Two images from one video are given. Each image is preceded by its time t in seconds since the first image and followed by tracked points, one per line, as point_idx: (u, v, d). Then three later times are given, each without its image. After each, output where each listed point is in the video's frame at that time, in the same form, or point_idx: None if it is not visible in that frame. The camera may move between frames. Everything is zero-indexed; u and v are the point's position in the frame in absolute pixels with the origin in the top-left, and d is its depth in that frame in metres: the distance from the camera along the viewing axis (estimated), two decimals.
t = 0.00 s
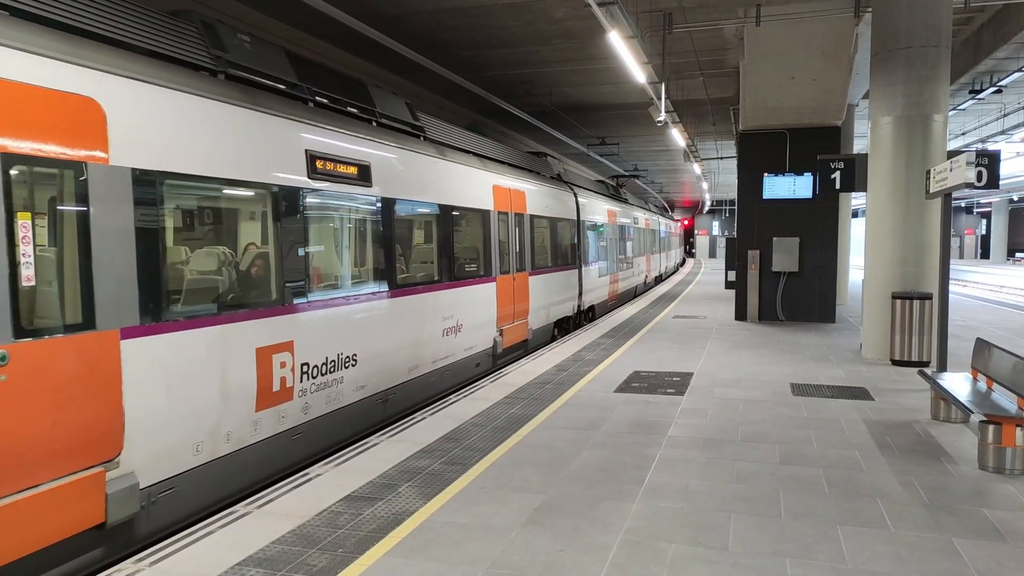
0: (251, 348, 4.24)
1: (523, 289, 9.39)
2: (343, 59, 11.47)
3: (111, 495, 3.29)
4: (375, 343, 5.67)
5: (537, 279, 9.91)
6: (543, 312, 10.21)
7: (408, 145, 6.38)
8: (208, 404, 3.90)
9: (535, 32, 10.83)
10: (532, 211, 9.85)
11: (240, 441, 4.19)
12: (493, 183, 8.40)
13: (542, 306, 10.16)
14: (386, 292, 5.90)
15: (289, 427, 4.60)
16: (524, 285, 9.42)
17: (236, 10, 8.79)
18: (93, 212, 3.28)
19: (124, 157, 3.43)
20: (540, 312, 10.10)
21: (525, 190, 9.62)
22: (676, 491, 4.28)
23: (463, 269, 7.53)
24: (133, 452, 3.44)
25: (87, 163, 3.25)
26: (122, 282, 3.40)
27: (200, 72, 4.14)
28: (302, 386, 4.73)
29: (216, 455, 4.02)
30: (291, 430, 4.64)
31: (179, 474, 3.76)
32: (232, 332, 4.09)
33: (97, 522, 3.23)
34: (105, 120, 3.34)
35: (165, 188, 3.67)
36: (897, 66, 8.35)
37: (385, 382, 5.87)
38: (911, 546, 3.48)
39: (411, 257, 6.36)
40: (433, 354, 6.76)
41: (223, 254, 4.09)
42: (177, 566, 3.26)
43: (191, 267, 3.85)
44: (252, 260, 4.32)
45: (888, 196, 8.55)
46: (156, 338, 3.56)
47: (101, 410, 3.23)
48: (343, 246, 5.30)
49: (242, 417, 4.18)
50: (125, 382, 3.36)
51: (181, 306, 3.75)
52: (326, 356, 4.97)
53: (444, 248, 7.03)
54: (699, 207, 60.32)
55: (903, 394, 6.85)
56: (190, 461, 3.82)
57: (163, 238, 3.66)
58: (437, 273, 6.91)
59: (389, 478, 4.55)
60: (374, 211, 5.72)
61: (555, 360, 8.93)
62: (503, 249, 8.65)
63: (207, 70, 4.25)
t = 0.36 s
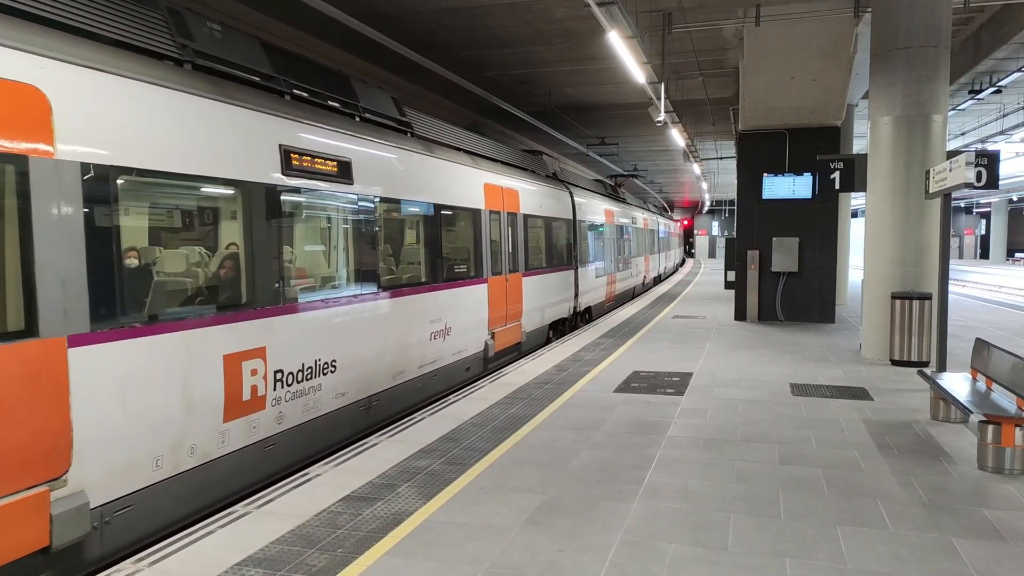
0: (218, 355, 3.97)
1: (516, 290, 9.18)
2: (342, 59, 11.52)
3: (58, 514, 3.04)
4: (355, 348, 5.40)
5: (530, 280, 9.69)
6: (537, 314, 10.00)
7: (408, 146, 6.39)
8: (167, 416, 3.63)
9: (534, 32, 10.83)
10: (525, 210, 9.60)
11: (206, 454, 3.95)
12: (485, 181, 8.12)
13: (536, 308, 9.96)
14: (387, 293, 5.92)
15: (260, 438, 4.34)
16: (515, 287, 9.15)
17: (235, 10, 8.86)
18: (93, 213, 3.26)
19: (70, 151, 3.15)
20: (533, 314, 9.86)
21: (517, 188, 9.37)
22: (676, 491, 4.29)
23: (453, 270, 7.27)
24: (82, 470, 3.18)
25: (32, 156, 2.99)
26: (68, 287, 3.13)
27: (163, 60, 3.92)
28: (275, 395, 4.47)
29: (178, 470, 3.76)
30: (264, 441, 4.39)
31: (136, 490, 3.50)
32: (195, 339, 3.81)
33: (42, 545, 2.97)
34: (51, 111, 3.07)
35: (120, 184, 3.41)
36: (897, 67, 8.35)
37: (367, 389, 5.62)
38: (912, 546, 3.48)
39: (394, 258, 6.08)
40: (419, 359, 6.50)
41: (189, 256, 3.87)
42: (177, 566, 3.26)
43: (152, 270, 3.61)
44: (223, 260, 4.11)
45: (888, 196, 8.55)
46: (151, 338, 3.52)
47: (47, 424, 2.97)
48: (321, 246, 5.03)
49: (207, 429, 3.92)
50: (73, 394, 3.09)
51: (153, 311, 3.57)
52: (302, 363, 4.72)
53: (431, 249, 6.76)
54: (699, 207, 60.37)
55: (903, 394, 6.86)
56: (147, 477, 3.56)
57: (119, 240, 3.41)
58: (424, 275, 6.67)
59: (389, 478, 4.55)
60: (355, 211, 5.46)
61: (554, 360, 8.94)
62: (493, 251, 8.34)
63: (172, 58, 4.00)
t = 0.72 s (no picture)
0: (185, 361, 3.74)
1: (510, 291, 9.09)
2: (342, 59, 11.56)
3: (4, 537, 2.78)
4: (338, 353, 5.18)
5: (525, 281, 9.62)
6: (532, 316, 9.99)
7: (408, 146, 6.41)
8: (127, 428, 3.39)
9: (534, 32, 10.82)
10: (519, 209, 9.49)
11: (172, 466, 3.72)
12: (477, 179, 7.94)
13: (530, 309, 9.91)
14: (386, 293, 5.93)
15: (232, 450, 4.11)
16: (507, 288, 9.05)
17: (235, 10, 8.93)
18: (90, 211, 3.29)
19: (21, 143, 2.96)
20: (527, 316, 9.81)
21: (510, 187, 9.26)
22: (676, 491, 4.29)
23: (442, 271, 7.04)
24: (32, 487, 2.94)
25: None
26: (13, 290, 2.90)
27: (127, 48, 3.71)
28: (249, 403, 4.24)
29: (142, 484, 3.53)
30: (237, 452, 4.16)
31: (93, 508, 3.26)
32: (159, 345, 3.58)
33: None
34: (10, 102, 2.91)
35: (71, 178, 3.18)
36: (896, 67, 8.36)
37: (351, 395, 5.40)
38: (912, 547, 3.47)
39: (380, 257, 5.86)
40: (405, 363, 6.25)
41: (155, 255, 3.69)
42: (176, 567, 3.26)
43: (117, 271, 3.46)
44: (193, 261, 3.92)
45: (887, 196, 8.55)
46: (142, 338, 3.48)
47: None
48: (304, 246, 4.85)
49: (173, 441, 3.68)
50: (20, 405, 2.86)
51: (152, 311, 3.60)
52: (279, 369, 4.50)
53: (421, 249, 6.54)
54: (699, 207, 60.41)
55: (903, 394, 6.86)
56: (106, 494, 3.33)
57: (75, 238, 3.22)
58: (412, 276, 6.43)
59: (388, 478, 4.55)
60: (338, 210, 5.25)
61: (554, 360, 8.94)
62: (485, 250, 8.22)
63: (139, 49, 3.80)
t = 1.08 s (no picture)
0: (157, 367, 3.57)
1: (505, 292, 9.06)
2: (342, 59, 11.57)
3: None
4: (323, 357, 5.01)
5: (521, 281, 9.62)
6: (528, 317, 9.98)
7: (407, 146, 6.44)
8: (91, 438, 3.21)
9: (534, 32, 10.82)
10: (513, 209, 9.45)
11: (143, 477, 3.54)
12: (470, 178, 7.86)
13: (527, 310, 9.90)
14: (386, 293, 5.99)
15: (208, 459, 3.94)
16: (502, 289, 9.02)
17: (235, 10, 8.93)
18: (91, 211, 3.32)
19: None
20: (523, 317, 9.80)
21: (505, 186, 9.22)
22: (675, 490, 4.29)
23: (434, 273, 6.92)
24: None
25: None
26: None
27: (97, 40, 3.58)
28: (228, 410, 4.07)
29: (109, 497, 3.35)
30: (214, 461, 3.99)
31: (55, 523, 3.07)
32: (126, 350, 3.40)
33: None
34: (7, 103, 2.91)
35: (32, 174, 3.03)
36: (896, 67, 8.36)
37: (338, 399, 5.25)
38: (912, 547, 3.48)
39: (369, 256, 5.75)
40: (394, 368, 6.11)
41: (131, 255, 3.56)
42: (175, 567, 3.26)
43: (94, 273, 3.35)
44: (166, 262, 3.77)
45: (887, 196, 8.56)
46: (108, 344, 3.30)
47: None
48: (295, 247, 4.77)
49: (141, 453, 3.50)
50: None
51: (153, 312, 3.61)
52: (259, 375, 4.34)
53: (413, 249, 6.42)
54: (699, 207, 60.42)
55: (903, 394, 6.87)
56: (72, 508, 3.15)
57: (41, 238, 3.09)
58: (401, 277, 6.28)
59: (388, 478, 4.55)
60: (323, 208, 5.09)
61: (554, 360, 8.94)
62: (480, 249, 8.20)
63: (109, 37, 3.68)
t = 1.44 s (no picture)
0: (136, 371, 3.49)
1: (502, 292, 9.06)
2: (341, 59, 11.56)
3: None
4: (314, 360, 4.99)
5: (518, 282, 9.62)
6: (526, 317, 9.98)
7: (406, 146, 6.48)
8: (65, 445, 3.13)
9: (534, 32, 10.82)
10: (511, 209, 9.44)
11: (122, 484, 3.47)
12: (467, 178, 7.85)
13: (524, 310, 9.91)
14: (388, 293, 6.11)
15: (190, 466, 3.88)
16: (500, 289, 9.04)
17: (234, 11, 8.92)
18: (92, 211, 3.36)
19: None
20: (520, 317, 9.80)
21: (502, 186, 9.20)
22: (675, 490, 4.30)
23: (429, 273, 6.91)
24: None
25: None
26: None
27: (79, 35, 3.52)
28: (212, 416, 4.01)
29: (85, 505, 3.27)
30: (197, 468, 3.93)
31: (23, 535, 2.98)
32: (104, 353, 3.31)
33: None
34: (10, 100, 2.93)
35: (4, 173, 2.93)
36: (896, 67, 8.36)
37: (327, 404, 5.22)
38: (912, 547, 3.48)
39: (364, 257, 5.75)
40: (388, 368, 6.11)
41: (116, 256, 3.50)
42: (175, 565, 3.26)
43: (74, 274, 3.29)
44: (147, 264, 3.69)
45: (886, 196, 8.56)
46: (86, 347, 3.23)
47: None
48: (286, 247, 4.74)
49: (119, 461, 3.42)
50: None
51: (152, 311, 3.65)
52: (246, 379, 4.28)
53: (408, 250, 6.41)
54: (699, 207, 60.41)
55: (903, 394, 6.88)
56: (46, 516, 3.07)
57: (28, 239, 3.07)
58: (395, 278, 6.26)
59: (388, 478, 4.55)
60: (314, 208, 5.03)
61: (554, 360, 8.94)
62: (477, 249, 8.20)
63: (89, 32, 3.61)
